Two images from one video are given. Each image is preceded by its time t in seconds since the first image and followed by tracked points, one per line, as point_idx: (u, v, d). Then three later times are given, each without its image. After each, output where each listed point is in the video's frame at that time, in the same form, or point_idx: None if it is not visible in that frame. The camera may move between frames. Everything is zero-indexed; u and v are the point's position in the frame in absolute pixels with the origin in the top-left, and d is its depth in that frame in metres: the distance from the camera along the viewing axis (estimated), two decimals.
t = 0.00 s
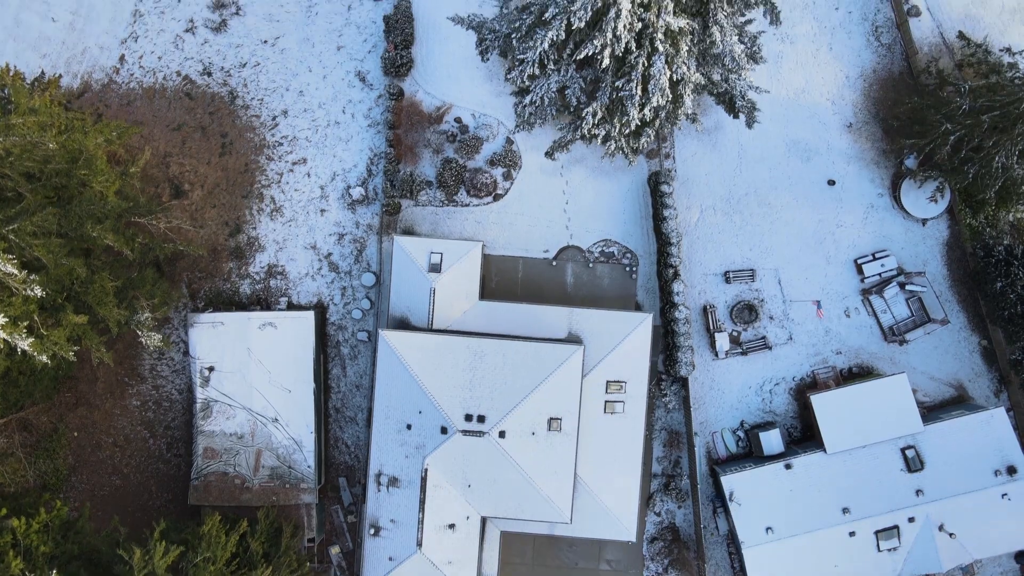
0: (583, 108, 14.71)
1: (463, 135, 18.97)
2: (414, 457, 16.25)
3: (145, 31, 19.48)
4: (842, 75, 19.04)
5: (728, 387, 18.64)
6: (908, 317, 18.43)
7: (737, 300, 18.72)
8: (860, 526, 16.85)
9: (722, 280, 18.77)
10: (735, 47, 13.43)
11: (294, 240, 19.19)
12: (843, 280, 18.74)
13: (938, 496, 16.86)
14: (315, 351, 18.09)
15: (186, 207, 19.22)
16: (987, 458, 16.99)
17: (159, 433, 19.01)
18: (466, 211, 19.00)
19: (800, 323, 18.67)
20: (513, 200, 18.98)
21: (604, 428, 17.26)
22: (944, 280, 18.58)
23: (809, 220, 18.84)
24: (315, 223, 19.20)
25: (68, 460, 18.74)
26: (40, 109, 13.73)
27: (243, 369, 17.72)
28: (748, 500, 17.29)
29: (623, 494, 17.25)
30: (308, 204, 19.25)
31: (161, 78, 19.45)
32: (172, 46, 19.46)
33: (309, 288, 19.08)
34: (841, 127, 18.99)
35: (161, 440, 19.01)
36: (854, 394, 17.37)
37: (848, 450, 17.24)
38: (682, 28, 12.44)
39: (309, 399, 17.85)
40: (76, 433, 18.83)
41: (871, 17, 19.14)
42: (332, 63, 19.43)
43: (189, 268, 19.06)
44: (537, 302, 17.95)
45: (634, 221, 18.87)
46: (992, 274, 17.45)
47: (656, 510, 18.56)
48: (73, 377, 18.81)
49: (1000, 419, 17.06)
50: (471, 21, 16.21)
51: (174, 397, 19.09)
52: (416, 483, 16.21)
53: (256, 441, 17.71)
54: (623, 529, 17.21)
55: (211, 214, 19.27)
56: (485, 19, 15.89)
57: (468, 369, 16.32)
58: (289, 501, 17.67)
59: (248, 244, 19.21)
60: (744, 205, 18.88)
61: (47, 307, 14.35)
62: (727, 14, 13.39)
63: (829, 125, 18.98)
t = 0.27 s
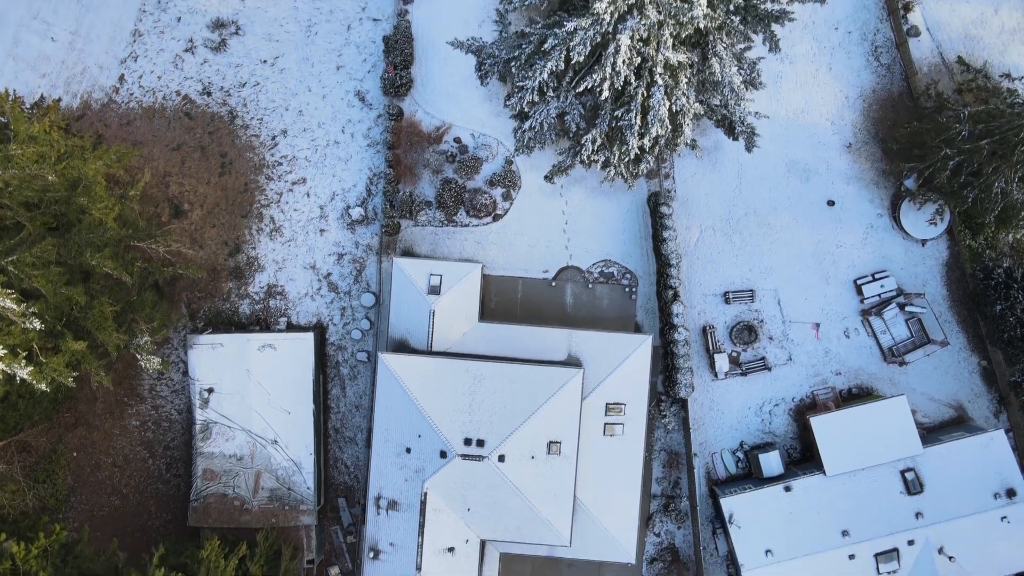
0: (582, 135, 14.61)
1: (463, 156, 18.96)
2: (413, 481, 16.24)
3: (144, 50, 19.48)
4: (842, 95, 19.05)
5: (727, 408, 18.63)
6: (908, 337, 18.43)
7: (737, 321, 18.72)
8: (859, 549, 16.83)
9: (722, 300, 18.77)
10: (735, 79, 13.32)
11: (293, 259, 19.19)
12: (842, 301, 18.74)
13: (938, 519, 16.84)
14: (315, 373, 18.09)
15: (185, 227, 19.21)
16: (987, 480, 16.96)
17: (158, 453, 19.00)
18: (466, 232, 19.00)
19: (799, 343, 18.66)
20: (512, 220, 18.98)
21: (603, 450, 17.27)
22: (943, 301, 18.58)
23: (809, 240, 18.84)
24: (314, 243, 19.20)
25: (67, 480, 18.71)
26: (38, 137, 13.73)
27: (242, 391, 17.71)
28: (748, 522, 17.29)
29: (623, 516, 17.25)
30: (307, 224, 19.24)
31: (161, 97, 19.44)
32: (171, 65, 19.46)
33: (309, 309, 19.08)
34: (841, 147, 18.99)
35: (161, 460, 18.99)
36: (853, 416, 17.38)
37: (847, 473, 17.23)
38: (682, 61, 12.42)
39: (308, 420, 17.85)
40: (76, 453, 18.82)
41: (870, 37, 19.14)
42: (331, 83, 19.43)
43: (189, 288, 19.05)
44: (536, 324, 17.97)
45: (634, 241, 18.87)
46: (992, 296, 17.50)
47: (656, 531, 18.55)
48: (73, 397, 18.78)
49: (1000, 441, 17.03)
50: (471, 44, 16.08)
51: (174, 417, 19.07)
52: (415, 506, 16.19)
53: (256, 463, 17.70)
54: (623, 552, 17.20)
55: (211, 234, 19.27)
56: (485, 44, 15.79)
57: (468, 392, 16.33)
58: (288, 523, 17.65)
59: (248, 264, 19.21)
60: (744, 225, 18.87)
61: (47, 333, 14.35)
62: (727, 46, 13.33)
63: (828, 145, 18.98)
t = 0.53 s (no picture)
0: (581, 161, 14.52)
1: (462, 176, 18.95)
2: (412, 505, 16.21)
3: (144, 70, 19.49)
4: (841, 115, 19.06)
5: (727, 428, 18.62)
6: (908, 358, 18.40)
7: (736, 342, 18.71)
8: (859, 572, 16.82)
9: (721, 321, 18.77)
10: (735, 111, 12.98)
11: (293, 279, 19.19)
12: (842, 322, 18.73)
13: (937, 541, 16.82)
14: (314, 394, 18.10)
15: (185, 246, 19.22)
16: (986, 503, 16.95)
17: (157, 474, 18.98)
18: (465, 252, 19.00)
19: (799, 364, 18.66)
20: (511, 240, 18.97)
21: (603, 472, 17.26)
22: (943, 321, 18.57)
23: (808, 260, 18.84)
24: (314, 263, 19.20)
25: (66, 501, 18.68)
26: (37, 166, 13.78)
27: (242, 413, 17.69)
28: (748, 544, 17.27)
29: (622, 539, 17.23)
30: (307, 244, 19.25)
31: (160, 117, 19.44)
32: (171, 85, 19.47)
33: (308, 329, 19.08)
34: (840, 168, 18.99)
35: (160, 480, 18.97)
36: (853, 438, 17.37)
37: (847, 495, 17.21)
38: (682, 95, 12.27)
39: (307, 442, 17.85)
40: (75, 473, 18.79)
41: (870, 57, 19.14)
42: (331, 103, 19.44)
43: (188, 308, 19.05)
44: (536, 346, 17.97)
45: (633, 262, 18.87)
46: (991, 320, 17.61)
47: (655, 552, 18.52)
48: (72, 418, 18.76)
49: (1000, 464, 17.01)
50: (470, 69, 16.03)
51: (173, 437, 19.05)
52: (414, 530, 16.16)
53: (255, 485, 17.68)
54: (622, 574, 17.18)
55: (210, 253, 19.26)
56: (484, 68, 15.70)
57: (467, 416, 16.33)
58: (287, 545, 17.65)
59: (247, 284, 19.21)
60: (743, 246, 18.86)
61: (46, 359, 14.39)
62: (725, 78, 12.99)
63: (828, 166, 18.98)
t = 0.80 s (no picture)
0: (581, 185, 14.53)
1: (462, 193, 18.95)
2: (412, 525, 16.20)
3: (144, 87, 19.50)
4: (841, 133, 19.06)
5: (726, 446, 18.61)
6: (907, 376, 18.41)
7: (736, 360, 18.71)
8: None
9: (721, 339, 18.76)
10: (734, 139, 13.00)
11: (292, 297, 19.19)
12: (841, 340, 18.74)
13: (937, 561, 16.80)
14: (314, 413, 18.11)
15: (184, 264, 19.22)
16: (986, 523, 16.93)
17: (157, 491, 18.97)
18: (464, 269, 19.01)
19: (798, 382, 18.66)
20: (511, 258, 18.98)
21: (602, 492, 17.26)
22: (942, 339, 18.57)
23: (808, 278, 18.84)
24: (313, 281, 19.21)
25: (65, 519, 18.67)
26: (37, 193, 13.80)
27: (241, 432, 17.67)
28: (747, 564, 17.25)
29: (622, 558, 17.23)
30: (306, 261, 19.25)
31: (160, 134, 19.46)
32: (170, 102, 19.48)
33: (308, 347, 19.08)
34: (840, 185, 18.99)
35: (159, 498, 18.96)
36: (853, 457, 17.36)
37: (847, 514, 17.19)
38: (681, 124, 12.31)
39: (307, 461, 17.85)
40: (74, 491, 18.78)
41: (869, 75, 19.15)
42: (330, 120, 19.45)
43: (188, 326, 19.05)
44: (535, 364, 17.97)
45: (633, 280, 18.88)
46: (991, 339, 17.74)
47: (655, 570, 18.51)
48: (71, 436, 18.74)
49: (1000, 484, 16.98)
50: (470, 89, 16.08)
51: (172, 455, 19.04)
52: (414, 551, 16.15)
53: (254, 504, 17.67)
54: None
55: (210, 271, 19.26)
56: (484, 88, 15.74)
57: (467, 436, 16.33)
58: (286, 564, 17.64)
59: (247, 301, 19.21)
60: (743, 263, 18.86)
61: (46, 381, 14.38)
62: (724, 105, 12.99)
63: (828, 183, 18.98)
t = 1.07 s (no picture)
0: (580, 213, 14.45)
1: (461, 214, 18.94)
2: (411, 550, 16.18)
3: (143, 107, 19.51)
4: (840, 154, 19.08)
5: (725, 468, 18.61)
6: (906, 398, 18.38)
7: (735, 381, 18.71)
8: None
9: (720, 360, 18.76)
10: (733, 171, 12.97)
11: (292, 317, 19.19)
12: (840, 361, 18.74)
13: None
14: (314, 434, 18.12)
15: (183, 284, 19.23)
16: (985, 546, 16.93)
17: (156, 512, 18.97)
18: (464, 290, 19.01)
19: (797, 403, 18.66)
20: (510, 278, 18.99)
21: (602, 515, 17.26)
22: (942, 361, 18.55)
23: (807, 299, 18.85)
24: (312, 301, 19.21)
25: (65, 540, 18.67)
26: (36, 222, 13.75)
27: (240, 454, 17.66)
28: None
29: None
30: (305, 282, 19.25)
31: (159, 154, 19.47)
32: (170, 123, 19.49)
33: (307, 367, 19.07)
34: (839, 206, 18.99)
35: (158, 518, 18.96)
36: (852, 480, 17.35)
37: (846, 537, 17.18)
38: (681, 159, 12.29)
39: (306, 483, 17.85)
40: (74, 511, 18.77)
41: (869, 95, 19.16)
42: (330, 140, 19.46)
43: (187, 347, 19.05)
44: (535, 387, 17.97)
45: (632, 301, 18.90)
46: (990, 364, 17.84)
47: None
48: (70, 457, 18.74)
49: (999, 507, 16.95)
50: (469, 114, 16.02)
51: (172, 475, 19.04)
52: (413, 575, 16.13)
53: (253, 526, 17.66)
54: None
55: (209, 291, 19.27)
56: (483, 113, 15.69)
57: (466, 460, 16.34)
58: None
59: (246, 321, 19.20)
60: (742, 285, 18.87)
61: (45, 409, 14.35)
62: (722, 138, 12.99)
63: (827, 205, 18.98)
